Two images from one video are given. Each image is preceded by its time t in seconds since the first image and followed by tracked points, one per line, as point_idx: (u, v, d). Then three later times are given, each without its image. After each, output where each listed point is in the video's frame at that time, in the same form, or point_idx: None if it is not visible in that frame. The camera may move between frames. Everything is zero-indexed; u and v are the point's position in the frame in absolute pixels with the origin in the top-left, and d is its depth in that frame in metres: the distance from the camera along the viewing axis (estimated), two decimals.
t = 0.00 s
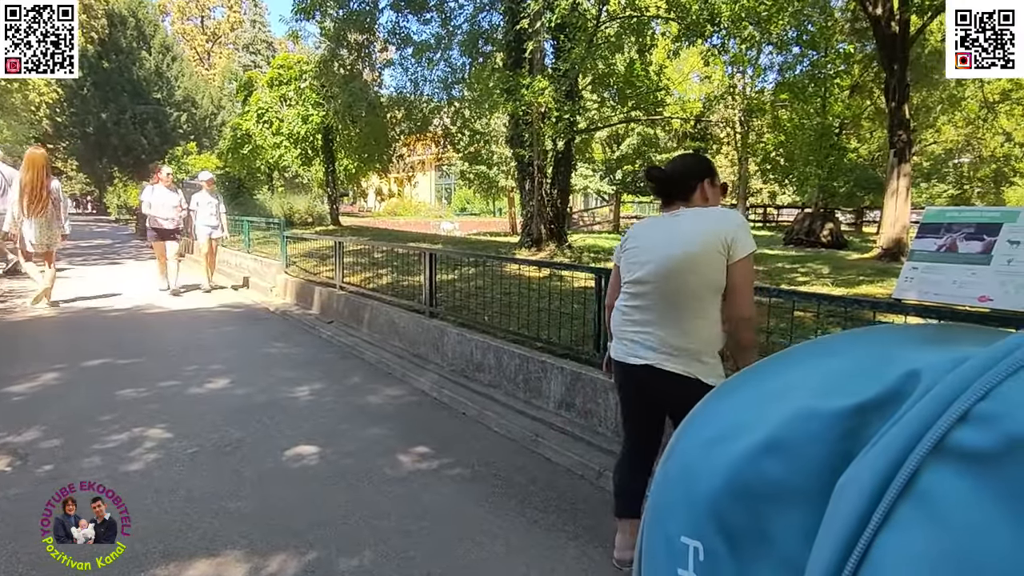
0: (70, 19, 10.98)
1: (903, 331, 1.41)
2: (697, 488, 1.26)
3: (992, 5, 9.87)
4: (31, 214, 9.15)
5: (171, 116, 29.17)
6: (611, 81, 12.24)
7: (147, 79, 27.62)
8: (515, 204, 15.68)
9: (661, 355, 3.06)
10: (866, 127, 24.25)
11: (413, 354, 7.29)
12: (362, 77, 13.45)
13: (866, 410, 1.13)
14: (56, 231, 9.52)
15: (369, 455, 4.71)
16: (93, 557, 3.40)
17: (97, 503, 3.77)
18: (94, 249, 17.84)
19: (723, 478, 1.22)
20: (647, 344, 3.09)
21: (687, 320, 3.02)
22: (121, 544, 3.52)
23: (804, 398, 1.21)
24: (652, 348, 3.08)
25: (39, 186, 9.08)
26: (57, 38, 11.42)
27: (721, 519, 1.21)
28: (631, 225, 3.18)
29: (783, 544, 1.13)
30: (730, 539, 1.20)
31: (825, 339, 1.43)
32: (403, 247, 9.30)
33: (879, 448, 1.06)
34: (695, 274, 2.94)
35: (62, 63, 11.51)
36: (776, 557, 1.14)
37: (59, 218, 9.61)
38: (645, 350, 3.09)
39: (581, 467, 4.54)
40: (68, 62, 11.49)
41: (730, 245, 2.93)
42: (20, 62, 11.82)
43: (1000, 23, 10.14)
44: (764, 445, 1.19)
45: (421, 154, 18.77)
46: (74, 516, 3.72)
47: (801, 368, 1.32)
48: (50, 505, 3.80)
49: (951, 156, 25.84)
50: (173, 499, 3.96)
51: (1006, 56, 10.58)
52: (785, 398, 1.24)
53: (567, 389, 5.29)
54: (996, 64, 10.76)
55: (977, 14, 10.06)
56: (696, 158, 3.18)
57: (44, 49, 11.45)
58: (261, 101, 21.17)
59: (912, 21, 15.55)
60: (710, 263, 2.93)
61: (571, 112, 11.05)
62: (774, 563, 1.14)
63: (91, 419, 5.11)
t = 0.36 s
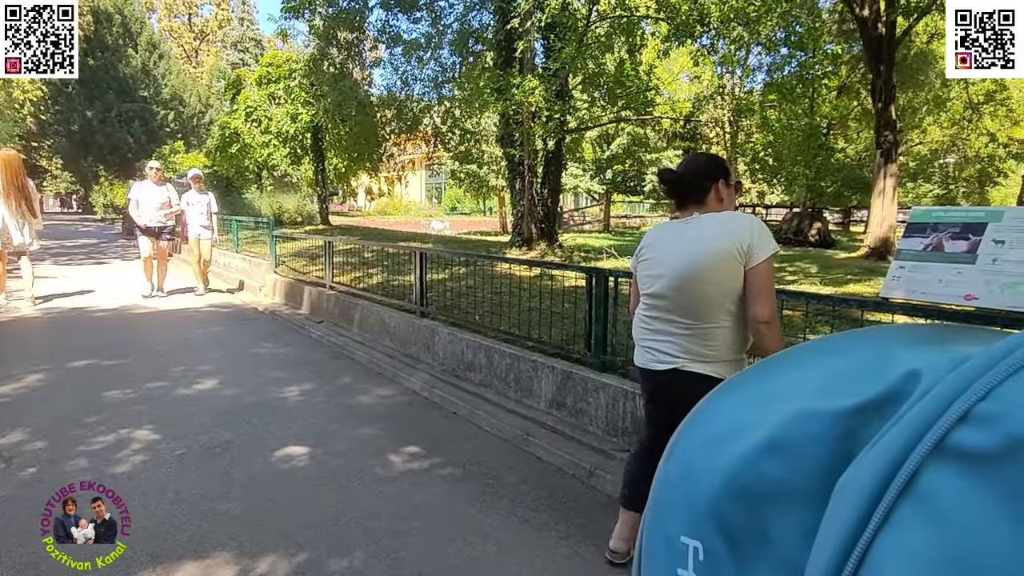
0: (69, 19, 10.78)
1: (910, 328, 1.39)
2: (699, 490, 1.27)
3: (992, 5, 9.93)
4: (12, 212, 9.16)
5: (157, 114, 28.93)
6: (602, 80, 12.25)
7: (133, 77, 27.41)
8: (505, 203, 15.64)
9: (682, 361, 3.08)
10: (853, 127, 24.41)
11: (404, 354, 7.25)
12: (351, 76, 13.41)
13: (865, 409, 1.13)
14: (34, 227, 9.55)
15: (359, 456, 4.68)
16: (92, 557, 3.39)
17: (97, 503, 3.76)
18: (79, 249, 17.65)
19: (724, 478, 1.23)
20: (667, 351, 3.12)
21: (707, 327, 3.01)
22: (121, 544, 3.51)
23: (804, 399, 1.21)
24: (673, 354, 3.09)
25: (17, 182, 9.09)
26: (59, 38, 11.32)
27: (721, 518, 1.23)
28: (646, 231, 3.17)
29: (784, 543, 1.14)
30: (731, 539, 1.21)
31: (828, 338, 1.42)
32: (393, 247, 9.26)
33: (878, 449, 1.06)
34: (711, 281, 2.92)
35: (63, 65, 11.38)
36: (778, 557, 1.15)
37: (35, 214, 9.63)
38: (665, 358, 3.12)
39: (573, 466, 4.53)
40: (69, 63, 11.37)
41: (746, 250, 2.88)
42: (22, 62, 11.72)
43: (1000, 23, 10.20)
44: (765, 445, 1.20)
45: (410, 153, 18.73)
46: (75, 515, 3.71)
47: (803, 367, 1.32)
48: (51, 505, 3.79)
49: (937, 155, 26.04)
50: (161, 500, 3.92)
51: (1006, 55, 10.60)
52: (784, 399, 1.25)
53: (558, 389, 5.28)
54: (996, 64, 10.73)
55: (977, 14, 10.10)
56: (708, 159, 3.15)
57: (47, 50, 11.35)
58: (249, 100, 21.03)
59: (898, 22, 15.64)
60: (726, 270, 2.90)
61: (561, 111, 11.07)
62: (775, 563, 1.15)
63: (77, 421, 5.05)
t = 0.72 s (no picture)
0: (73, 20, 10.73)
1: (905, 328, 1.38)
2: (695, 489, 1.26)
3: (992, 5, 10.00)
4: None
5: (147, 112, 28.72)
6: (594, 79, 12.22)
7: (123, 75, 27.21)
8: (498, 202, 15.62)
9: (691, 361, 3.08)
10: (844, 126, 24.46)
11: (397, 353, 7.22)
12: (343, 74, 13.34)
13: (860, 408, 1.11)
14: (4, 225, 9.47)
15: (352, 456, 4.66)
16: (93, 557, 3.39)
17: (97, 503, 3.76)
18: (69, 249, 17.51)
19: (721, 477, 1.22)
20: (676, 351, 3.11)
21: (717, 329, 3.01)
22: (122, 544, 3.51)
23: (799, 398, 1.20)
24: (681, 355, 3.09)
25: None
26: (61, 38, 11.26)
27: (717, 517, 1.21)
28: (659, 228, 3.13)
29: (779, 542, 1.13)
30: (728, 538, 1.20)
31: (825, 337, 1.41)
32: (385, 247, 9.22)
33: (872, 448, 1.04)
34: (726, 283, 2.90)
35: (64, 64, 11.31)
36: (774, 556, 1.13)
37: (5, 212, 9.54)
38: (673, 358, 3.11)
39: (566, 465, 4.52)
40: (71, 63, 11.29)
41: (764, 255, 2.86)
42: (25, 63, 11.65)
43: (1000, 22, 10.25)
44: (760, 445, 1.18)
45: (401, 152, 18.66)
46: (75, 515, 3.70)
47: (799, 367, 1.31)
48: (51, 505, 3.78)
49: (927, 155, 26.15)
50: (152, 502, 3.89)
51: (1006, 56, 10.62)
52: (779, 399, 1.24)
53: (552, 388, 5.27)
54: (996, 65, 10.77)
55: (977, 14, 10.15)
56: (728, 159, 3.13)
57: (49, 50, 11.28)
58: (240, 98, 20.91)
59: (889, 22, 15.68)
60: (742, 273, 2.88)
61: (554, 110, 11.06)
62: (770, 561, 1.14)
63: (67, 422, 5.01)
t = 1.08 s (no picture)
0: (69, 18, 10.59)
1: (906, 327, 1.38)
2: (695, 489, 1.25)
3: (992, 5, 10.04)
4: None
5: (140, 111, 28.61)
6: (589, 79, 12.21)
7: (115, 74, 27.08)
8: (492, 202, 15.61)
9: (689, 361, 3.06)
10: (838, 126, 24.53)
11: (392, 353, 7.19)
12: (338, 74, 13.33)
13: (861, 410, 1.10)
14: None
15: (347, 456, 4.64)
16: (92, 557, 3.38)
17: (96, 503, 3.75)
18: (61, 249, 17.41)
19: (719, 477, 1.21)
20: (675, 352, 3.09)
21: (719, 330, 3.00)
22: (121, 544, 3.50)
23: (800, 398, 1.19)
24: (681, 355, 3.08)
25: None
26: (59, 37, 11.19)
27: (717, 518, 1.20)
28: (660, 227, 3.11)
29: (779, 541, 1.12)
30: (727, 536, 1.19)
31: (826, 338, 1.40)
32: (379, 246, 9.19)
33: (873, 447, 1.04)
34: (728, 284, 2.90)
35: (62, 63, 11.20)
36: (773, 556, 1.13)
37: None
38: (672, 358, 3.10)
39: (562, 465, 4.51)
40: (68, 62, 11.19)
41: (768, 257, 2.86)
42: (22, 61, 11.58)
43: (1000, 23, 10.25)
44: (760, 445, 1.18)
45: (396, 151, 18.64)
46: (74, 515, 3.69)
47: (799, 366, 1.30)
48: (51, 505, 3.77)
49: (920, 155, 26.24)
50: (145, 503, 3.86)
51: (1005, 57, 10.62)
52: (779, 399, 1.23)
53: (547, 388, 5.26)
54: (994, 66, 10.78)
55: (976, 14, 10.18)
56: (731, 160, 3.12)
57: (46, 50, 11.22)
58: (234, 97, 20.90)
59: (882, 22, 15.73)
60: (744, 275, 2.88)
61: (548, 109, 11.07)
62: (772, 562, 1.13)
63: (60, 423, 4.97)
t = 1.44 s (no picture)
0: (69, 19, 10.56)
1: (904, 327, 1.38)
2: (693, 488, 1.25)
3: (992, 5, 10.06)
4: None
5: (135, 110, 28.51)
6: (585, 79, 12.18)
7: (110, 72, 26.99)
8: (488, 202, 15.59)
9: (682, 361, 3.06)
10: (833, 126, 24.57)
11: (387, 353, 7.19)
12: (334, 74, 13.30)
13: (859, 409, 1.11)
14: None
15: (342, 457, 4.63)
16: (92, 557, 3.37)
17: (96, 503, 3.74)
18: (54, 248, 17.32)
19: (717, 476, 1.21)
20: (666, 352, 3.09)
21: (708, 329, 3.01)
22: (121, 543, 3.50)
23: (798, 397, 1.19)
24: (672, 355, 3.08)
25: None
26: (57, 36, 11.15)
27: (715, 516, 1.20)
28: (648, 228, 3.12)
29: (776, 540, 1.12)
30: (724, 535, 1.19)
31: (823, 337, 1.40)
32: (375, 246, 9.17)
33: (869, 446, 1.04)
34: (716, 284, 2.91)
35: (63, 64, 11.16)
36: (770, 555, 1.13)
37: None
38: (663, 359, 3.09)
39: (558, 465, 4.51)
40: (68, 63, 11.16)
41: (755, 256, 2.88)
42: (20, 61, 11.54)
43: (999, 23, 10.24)
44: (757, 444, 1.18)
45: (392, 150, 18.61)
46: (74, 515, 3.68)
47: (798, 366, 1.30)
48: (51, 505, 3.77)
49: (916, 155, 26.31)
50: (140, 504, 3.85)
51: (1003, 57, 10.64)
52: (777, 398, 1.23)
53: (543, 388, 5.26)
54: (992, 66, 10.79)
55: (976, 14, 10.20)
56: (715, 159, 3.14)
57: (45, 49, 11.18)
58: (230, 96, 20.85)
59: (878, 22, 15.76)
60: (732, 274, 2.90)
61: (545, 108, 11.05)
62: (768, 561, 1.13)
63: (54, 424, 4.96)
